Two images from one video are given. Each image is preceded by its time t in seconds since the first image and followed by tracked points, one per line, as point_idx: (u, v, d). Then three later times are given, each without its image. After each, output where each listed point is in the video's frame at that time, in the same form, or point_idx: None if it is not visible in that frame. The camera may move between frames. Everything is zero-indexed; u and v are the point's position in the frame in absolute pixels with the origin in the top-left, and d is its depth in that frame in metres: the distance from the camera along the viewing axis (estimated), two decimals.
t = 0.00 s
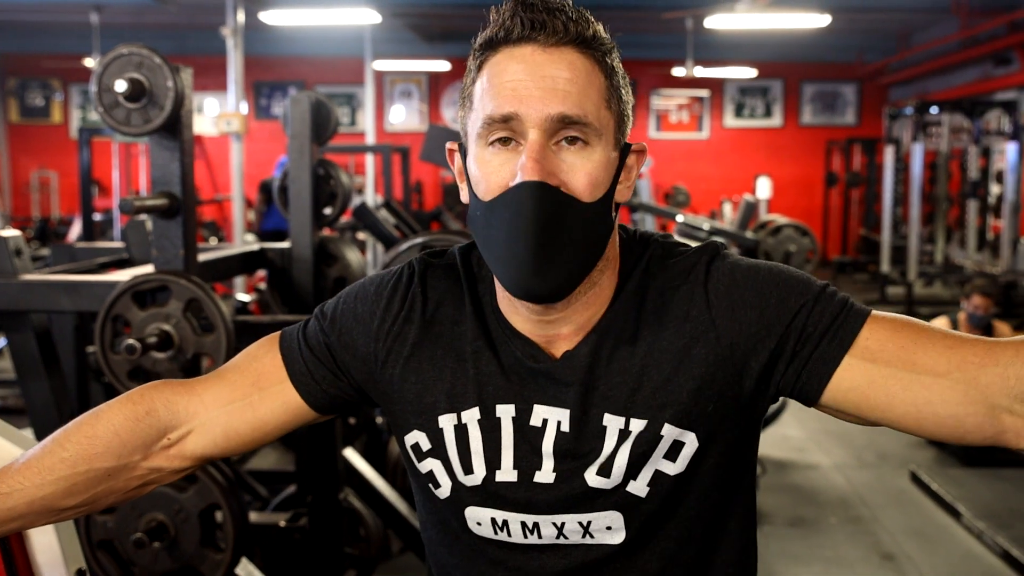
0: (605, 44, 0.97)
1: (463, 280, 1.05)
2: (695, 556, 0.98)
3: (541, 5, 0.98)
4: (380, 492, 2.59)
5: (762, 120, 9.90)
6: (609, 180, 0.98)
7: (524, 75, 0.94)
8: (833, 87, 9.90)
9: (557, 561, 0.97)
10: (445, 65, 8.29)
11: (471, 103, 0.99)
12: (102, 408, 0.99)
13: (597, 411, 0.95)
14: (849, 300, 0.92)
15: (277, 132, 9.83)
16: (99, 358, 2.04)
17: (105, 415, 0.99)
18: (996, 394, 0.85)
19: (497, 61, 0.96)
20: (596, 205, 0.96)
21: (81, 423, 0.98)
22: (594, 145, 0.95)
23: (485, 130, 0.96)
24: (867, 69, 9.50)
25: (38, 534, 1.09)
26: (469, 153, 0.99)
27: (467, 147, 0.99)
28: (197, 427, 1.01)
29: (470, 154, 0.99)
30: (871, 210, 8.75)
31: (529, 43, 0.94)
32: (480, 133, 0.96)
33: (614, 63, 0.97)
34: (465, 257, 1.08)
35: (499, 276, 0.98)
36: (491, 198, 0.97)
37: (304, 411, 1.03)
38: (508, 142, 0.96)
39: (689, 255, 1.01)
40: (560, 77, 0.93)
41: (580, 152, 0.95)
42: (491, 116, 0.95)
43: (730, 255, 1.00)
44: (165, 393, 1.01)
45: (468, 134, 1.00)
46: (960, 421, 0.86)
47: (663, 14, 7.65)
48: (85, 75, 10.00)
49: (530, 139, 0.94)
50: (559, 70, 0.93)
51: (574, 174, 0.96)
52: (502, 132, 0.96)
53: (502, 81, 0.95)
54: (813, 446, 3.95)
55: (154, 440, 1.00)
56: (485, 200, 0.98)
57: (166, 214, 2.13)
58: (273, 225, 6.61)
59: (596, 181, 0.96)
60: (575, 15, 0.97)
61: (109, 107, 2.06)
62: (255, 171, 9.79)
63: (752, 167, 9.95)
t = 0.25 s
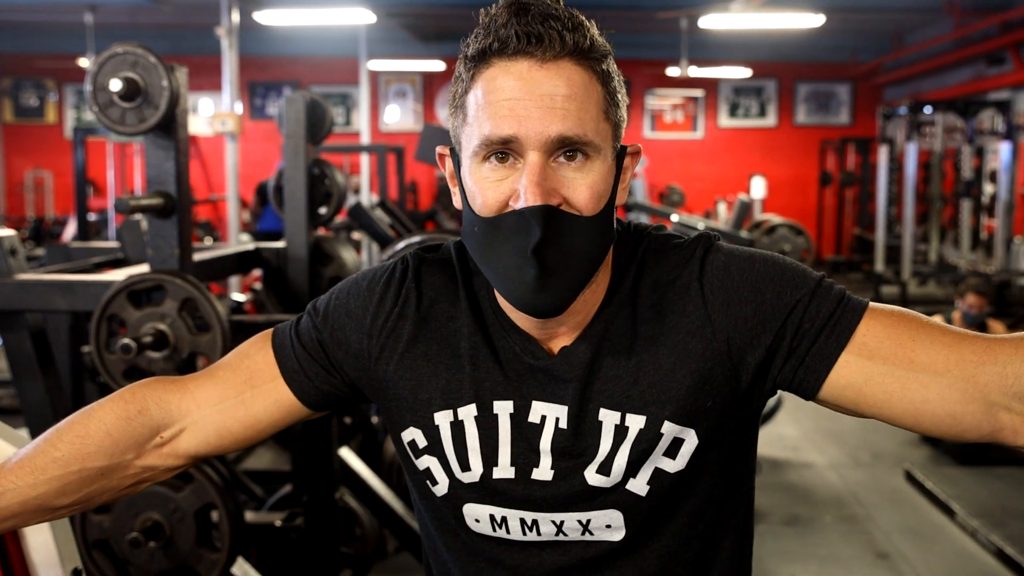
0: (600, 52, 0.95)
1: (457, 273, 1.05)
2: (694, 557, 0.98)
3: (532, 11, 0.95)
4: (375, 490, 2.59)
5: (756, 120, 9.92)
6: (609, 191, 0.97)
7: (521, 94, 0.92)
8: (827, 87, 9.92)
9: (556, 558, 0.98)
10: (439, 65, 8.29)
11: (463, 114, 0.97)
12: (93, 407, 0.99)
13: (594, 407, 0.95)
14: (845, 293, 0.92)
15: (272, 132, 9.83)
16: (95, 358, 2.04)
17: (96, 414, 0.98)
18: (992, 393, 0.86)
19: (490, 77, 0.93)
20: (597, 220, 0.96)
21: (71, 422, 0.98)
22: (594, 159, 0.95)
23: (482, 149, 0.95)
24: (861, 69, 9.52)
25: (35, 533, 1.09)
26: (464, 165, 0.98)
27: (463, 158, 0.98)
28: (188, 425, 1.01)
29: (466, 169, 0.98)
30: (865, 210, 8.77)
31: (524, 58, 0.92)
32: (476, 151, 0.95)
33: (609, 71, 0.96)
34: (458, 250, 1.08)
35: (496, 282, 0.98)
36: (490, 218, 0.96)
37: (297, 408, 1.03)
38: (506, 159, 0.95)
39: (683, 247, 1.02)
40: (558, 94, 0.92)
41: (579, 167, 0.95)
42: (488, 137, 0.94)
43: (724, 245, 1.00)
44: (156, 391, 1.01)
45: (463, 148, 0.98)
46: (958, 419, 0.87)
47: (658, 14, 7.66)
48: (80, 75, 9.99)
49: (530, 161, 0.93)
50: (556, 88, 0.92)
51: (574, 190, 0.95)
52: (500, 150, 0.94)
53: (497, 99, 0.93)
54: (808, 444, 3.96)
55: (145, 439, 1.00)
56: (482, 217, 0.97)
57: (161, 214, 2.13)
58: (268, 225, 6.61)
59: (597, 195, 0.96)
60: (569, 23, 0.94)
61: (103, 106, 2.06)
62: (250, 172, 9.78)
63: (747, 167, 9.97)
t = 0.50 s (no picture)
0: (599, 49, 0.96)
1: (456, 272, 1.05)
2: (689, 556, 0.98)
3: (531, 9, 0.96)
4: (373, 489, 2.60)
5: (753, 119, 9.93)
6: (608, 187, 0.98)
7: (520, 90, 0.92)
8: (824, 87, 9.93)
9: (552, 557, 0.98)
10: (437, 65, 8.29)
11: (464, 111, 0.97)
12: (92, 405, 0.99)
13: (592, 401, 0.95)
14: (845, 292, 0.92)
15: (269, 132, 9.82)
16: (92, 357, 2.04)
17: (96, 411, 0.98)
18: (989, 393, 0.86)
19: (490, 74, 0.94)
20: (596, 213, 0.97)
21: (71, 420, 0.98)
22: (594, 155, 0.95)
23: (483, 145, 0.95)
24: (858, 69, 9.53)
25: (32, 533, 1.09)
26: (465, 161, 0.98)
27: (463, 155, 0.98)
28: (187, 423, 1.01)
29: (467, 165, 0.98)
30: (862, 210, 8.78)
31: (524, 55, 0.92)
32: (477, 147, 0.95)
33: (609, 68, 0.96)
34: (458, 248, 1.08)
35: (495, 277, 0.99)
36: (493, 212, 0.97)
37: (295, 405, 1.03)
38: (508, 156, 0.95)
39: (685, 244, 1.02)
40: (558, 90, 0.92)
41: (580, 164, 0.95)
42: (489, 133, 0.94)
43: (723, 243, 1.01)
44: (155, 389, 1.01)
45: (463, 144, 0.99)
46: (955, 418, 0.87)
47: (655, 13, 7.67)
48: (77, 75, 9.98)
49: (532, 156, 0.94)
50: (556, 84, 0.92)
51: (573, 186, 0.96)
52: (500, 146, 0.95)
53: (497, 95, 0.93)
54: (805, 444, 3.96)
55: (144, 437, 1.00)
56: (485, 211, 0.98)
57: (159, 213, 2.13)
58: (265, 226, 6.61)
59: (594, 192, 0.97)
60: (568, 21, 0.94)
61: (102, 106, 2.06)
62: (247, 172, 9.78)
63: (744, 167, 9.98)
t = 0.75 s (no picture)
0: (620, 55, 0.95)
1: (459, 273, 1.05)
2: (695, 557, 0.99)
3: (558, 11, 0.94)
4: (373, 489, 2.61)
5: (752, 119, 9.94)
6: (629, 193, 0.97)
7: (561, 92, 0.90)
8: (822, 86, 9.94)
9: (561, 556, 0.99)
10: (435, 65, 8.28)
11: (490, 115, 0.94)
12: (93, 406, 0.99)
13: (598, 405, 0.95)
14: (846, 294, 0.92)
15: (267, 132, 9.82)
16: (92, 357, 2.04)
17: (97, 412, 0.98)
18: (993, 393, 0.86)
19: (528, 76, 0.91)
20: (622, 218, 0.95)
21: (72, 421, 0.98)
22: (622, 156, 0.94)
23: (519, 149, 0.92)
24: (856, 68, 9.54)
25: (34, 533, 1.09)
26: (493, 167, 0.94)
27: (490, 160, 0.95)
28: (189, 424, 1.01)
29: (494, 168, 0.95)
30: (860, 209, 8.78)
31: (561, 58, 0.90)
32: (512, 151, 0.92)
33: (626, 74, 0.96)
34: (460, 249, 1.08)
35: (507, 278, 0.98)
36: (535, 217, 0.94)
37: (297, 407, 1.03)
38: (546, 158, 0.92)
39: (688, 247, 1.02)
40: (597, 92, 0.91)
41: (611, 165, 0.94)
42: (530, 135, 0.91)
43: (726, 247, 1.01)
44: (156, 390, 1.01)
45: (489, 147, 0.95)
46: (961, 418, 0.87)
47: (654, 13, 7.67)
48: (75, 75, 9.97)
49: (572, 161, 0.91)
50: (596, 87, 0.91)
51: (606, 189, 0.93)
52: (540, 149, 0.91)
53: (538, 98, 0.90)
54: (804, 443, 3.97)
55: (145, 438, 1.00)
56: (523, 215, 0.95)
57: (159, 213, 2.13)
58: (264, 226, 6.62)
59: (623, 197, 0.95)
60: (596, 26, 0.94)
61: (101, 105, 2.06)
62: (246, 172, 9.78)
63: (742, 166, 9.99)
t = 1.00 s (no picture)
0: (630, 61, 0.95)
1: (461, 275, 1.05)
2: (698, 559, 0.99)
3: (569, 19, 0.93)
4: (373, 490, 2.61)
5: (750, 119, 9.95)
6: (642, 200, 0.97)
7: (579, 102, 0.89)
8: (821, 86, 9.95)
9: (566, 559, 0.99)
10: (434, 65, 8.29)
11: (503, 127, 0.93)
12: (94, 407, 0.99)
13: (604, 411, 0.95)
14: (847, 295, 0.93)
15: (266, 131, 9.82)
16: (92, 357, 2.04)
17: (98, 414, 0.98)
18: (996, 394, 0.86)
19: (543, 87, 0.90)
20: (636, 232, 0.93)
21: (73, 422, 0.98)
22: (634, 166, 0.94)
23: (535, 161, 0.91)
24: (855, 68, 9.55)
25: (35, 533, 1.09)
26: (506, 178, 0.94)
27: (503, 171, 0.94)
28: (189, 425, 1.01)
29: (508, 180, 0.94)
30: (859, 209, 8.79)
31: (576, 69, 0.90)
32: (528, 164, 0.91)
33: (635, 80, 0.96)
34: (462, 252, 1.08)
35: (514, 286, 0.97)
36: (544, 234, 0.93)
37: (299, 410, 1.03)
38: (562, 169, 0.91)
39: (689, 250, 1.02)
40: (612, 103, 0.90)
41: (624, 175, 0.93)
42: (547, 148, 0.90)
43: (728, 250, 1.01)
44: (157, 392, 1.01)
45: (503, 159, 0.94)
46: (964, 419, 0.87)
47: (652, 12, 7.67)
48: (74, 75, 9.97)
49: (589, 171, 0.90)
50: (612, 98, 0.90)
51: (621, 200, 0.93)
52: (556, 162, 0.91)
53: (554, 109, 0.90)
54: (803, 443, 3.97)
55: (146, 440, 1.00)
56: (534, 234, 0.94)
57: (159, 213, 2.13)
58: (263, 225, 6.62)
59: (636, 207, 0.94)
60: (607, 33, 0.93)
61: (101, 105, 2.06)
62: (245, 171, 9.78)
63: (741, 166, 10.00)
